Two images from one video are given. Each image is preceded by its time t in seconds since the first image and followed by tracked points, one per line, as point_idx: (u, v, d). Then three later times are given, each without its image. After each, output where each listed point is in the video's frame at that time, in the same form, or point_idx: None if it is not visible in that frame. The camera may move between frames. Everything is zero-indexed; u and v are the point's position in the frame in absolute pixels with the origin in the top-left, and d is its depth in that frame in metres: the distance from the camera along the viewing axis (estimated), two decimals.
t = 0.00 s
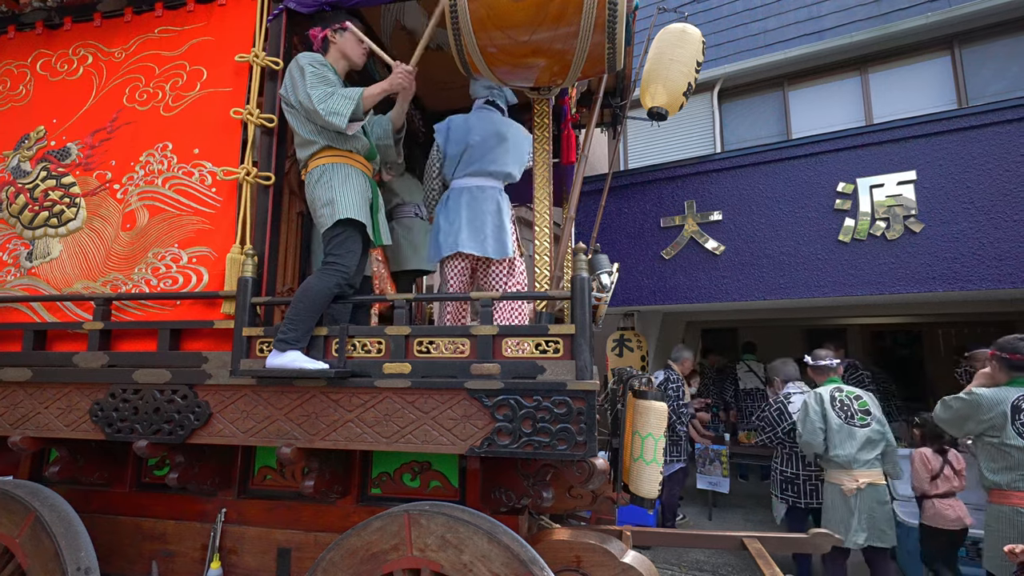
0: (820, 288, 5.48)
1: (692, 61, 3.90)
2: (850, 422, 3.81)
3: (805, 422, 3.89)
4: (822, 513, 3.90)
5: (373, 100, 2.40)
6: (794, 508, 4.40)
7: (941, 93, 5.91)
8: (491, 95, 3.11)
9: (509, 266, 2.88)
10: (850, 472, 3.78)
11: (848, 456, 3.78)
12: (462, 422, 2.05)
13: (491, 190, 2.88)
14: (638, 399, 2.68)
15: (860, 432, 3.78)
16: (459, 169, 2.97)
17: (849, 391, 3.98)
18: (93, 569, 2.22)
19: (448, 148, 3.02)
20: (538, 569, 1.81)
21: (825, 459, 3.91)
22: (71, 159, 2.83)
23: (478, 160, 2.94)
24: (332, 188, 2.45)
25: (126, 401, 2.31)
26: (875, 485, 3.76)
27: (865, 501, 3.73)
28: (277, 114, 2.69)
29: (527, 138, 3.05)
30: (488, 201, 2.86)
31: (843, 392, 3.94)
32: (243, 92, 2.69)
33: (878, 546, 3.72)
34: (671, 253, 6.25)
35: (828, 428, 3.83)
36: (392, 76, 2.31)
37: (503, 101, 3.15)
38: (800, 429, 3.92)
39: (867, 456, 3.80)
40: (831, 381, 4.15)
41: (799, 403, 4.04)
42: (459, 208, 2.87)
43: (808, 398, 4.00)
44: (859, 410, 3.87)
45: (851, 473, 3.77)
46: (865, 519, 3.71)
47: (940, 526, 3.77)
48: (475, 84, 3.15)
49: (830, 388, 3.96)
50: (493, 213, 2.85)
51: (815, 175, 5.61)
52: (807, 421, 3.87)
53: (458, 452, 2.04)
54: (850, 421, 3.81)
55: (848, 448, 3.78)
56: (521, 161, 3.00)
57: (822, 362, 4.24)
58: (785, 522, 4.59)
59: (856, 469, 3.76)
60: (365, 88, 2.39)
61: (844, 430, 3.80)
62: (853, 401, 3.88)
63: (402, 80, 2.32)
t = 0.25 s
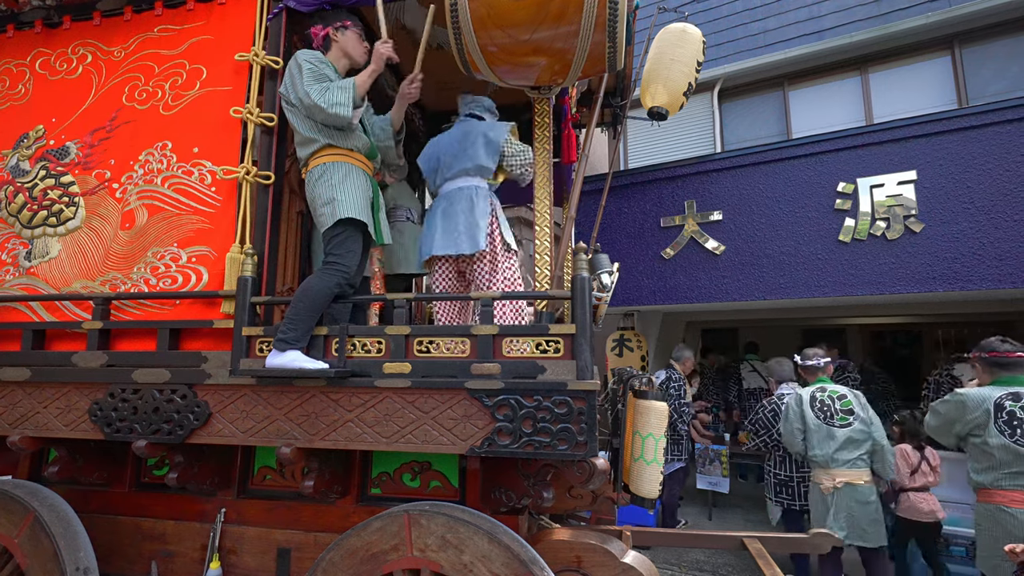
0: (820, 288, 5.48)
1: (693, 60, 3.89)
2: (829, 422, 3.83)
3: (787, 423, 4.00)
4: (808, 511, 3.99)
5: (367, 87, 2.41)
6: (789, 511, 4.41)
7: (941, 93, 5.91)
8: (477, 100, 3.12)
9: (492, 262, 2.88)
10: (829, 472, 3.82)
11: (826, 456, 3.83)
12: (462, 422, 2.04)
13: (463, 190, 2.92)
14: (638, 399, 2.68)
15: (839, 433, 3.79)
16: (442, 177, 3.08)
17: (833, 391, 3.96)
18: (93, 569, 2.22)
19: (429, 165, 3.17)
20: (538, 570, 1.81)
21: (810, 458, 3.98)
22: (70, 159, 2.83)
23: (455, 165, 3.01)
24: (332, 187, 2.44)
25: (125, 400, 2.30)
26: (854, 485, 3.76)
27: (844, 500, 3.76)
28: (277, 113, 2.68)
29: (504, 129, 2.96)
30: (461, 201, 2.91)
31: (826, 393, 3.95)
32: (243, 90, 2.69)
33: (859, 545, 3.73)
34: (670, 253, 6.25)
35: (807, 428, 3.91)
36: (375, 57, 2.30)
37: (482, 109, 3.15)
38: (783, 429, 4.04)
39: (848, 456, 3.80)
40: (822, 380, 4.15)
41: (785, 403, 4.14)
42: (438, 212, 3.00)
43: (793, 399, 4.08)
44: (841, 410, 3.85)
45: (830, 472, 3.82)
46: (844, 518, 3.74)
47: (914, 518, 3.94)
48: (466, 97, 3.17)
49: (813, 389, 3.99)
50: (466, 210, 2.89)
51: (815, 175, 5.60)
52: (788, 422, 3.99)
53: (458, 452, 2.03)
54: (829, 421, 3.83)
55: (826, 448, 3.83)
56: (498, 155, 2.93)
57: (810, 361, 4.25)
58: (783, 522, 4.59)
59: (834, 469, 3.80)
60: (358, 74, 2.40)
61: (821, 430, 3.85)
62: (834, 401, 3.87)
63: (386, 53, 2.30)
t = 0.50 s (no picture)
0: (820, 288, 5.48)
1: (693, 60, 3.89)
2: (815, 422, 3.86)
3: (778, 423, 4.09)
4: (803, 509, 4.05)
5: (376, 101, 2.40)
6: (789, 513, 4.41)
7: (941, 93, 5.91)
8: (469, 111, 3.11)
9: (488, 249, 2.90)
10: (817, 471, 3.87)
11: (813, 455, 3.88)
12: (462, 422, 2.04)
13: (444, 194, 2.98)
14: (639, 399, 2.67)
15: (824, 432, 3.82)
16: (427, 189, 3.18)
17: (822, 390, 3.94)
18: (92, 570, 2.21)
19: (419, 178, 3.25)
20: (539, 570, 1.80)
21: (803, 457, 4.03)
22: (70, 158, 2.82)
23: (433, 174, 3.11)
24: (333, 187, 2.44)
25: (125, 400, 2.30)
26: (840, 484, 3.77)
27: (831, 499, 3.79)
28: (277, 113, 2.68)
29: (468, 124, 3.08)
30: (443, 204, 2.98)
31: (813, 392, 3.94)
32: (243, 90, 2.68)
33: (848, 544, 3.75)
34: (671, 253, 6.25)
35: (794, 427, 3.97)
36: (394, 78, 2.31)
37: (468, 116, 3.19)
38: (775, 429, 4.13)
39: (834, 455, 3.81)
40: (813, 380, 4.14)
41: (778, 403, 4.20)
42: (426, 221, 3.06)
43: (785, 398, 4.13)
44: (828, 409, 3.83)
45: (817, 471, 3.86)
46: (832, 517, 3.77)
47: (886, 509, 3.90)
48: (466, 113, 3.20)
49: (802, 389, 4.01)
50: (449, 213, 2.94)
51: (815, 174, 5.60)
52: (777, 422, 4.08)
53: (458, 452, 2.03)
54: (814, 421, 3.85)
55: (812, 447, 3.87)
56: (466, 149, 3.04)
57: (802, 360, 4.24)
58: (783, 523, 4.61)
59: (820, 468, 3.84)
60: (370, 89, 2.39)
61: (807, 429, 3.90)
62: (820, 400, 3.86)
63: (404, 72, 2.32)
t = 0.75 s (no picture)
0: (820, 288, 5.47)
1: (693, 60, 3.89)
2: (811, 421, 3.86)
3: (775, 422, 4.12)
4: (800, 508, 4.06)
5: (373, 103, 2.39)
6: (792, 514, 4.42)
7: (941, 93, 5.91)
8: (473, 106, 3.10)
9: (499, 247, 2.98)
10: (812, 470, 3.88)
11: (808, 454, 3.90)
12: (462, 422, 2.04)
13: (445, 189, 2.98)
14: (639, 399, 2.67)
15: (819, 432, 3.82)
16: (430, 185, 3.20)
17: (819, 389, 3.94)
18: (92, 570, 2.21)
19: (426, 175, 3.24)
20: (539, 570, 1.80)
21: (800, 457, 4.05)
22: (69, 158, 2.82)
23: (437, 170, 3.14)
24: (332, 187, 2.43)
25: (124, 401, 2.30)
26: (834, 484, 3.77)
27: (826, 498, 3.79)
28: (277, 113, 2.68)
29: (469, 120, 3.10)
30: (444, 199, 2.98)
31: (810, 392, 3.95)
32: (242, 90, 2.68)
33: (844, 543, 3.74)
34: (670, 253, 6.25)
35: (790, 426, 3.99)
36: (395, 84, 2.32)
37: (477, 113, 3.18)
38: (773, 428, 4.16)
39: (829, 455, 3.82)
40: (812, 380, 4.14)
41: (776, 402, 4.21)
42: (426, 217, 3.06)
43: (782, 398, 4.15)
44: (824, 409, 3.83)
45: (813, 471, 3.87)
46: (827, 516, 3.77)
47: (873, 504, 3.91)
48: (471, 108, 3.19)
49: (800, 388, 4.02)
50: (450, 208, 2.94)
51: (815, 174, 5.60)
52: (774, 421, 4.10)
53: (458, 452, 2.03)
54: (809, 420, 3.86)
55: (807, 446, 3.89)
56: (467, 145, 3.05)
57: (801, 360, 4.25)
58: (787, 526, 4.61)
59: (815, 467, 3.86)
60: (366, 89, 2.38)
61: (803, 429, 3.91)
62: (816, 400, 3.86)
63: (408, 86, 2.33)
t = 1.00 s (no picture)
0: (820, 288, 5.47)
1: (693, 60, 3.89)
2: (813, 421, 3.86)
3: (778, 421, 4.13)
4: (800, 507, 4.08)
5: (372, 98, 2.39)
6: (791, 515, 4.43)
7: (941, 93, 5.91)
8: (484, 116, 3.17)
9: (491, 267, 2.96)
10: (813, 470, 3.89)
11: (809, 454, 3.90)
12: (462, 422, 2.04)
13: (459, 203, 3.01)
14: (639, 400, 2.67)
15: (821, 432, 3.82)
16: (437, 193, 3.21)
17: (825, 391, 3.93)
18: (91, 570, 2.21)
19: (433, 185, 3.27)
20: (538, 570, 1.80)
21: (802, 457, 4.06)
22: (69, 158, 2.82)
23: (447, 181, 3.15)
24: (331, 186, 2.43)
25: (124, 400, 2.30)
26: (834, 484, 3.78)
27: (825, 498, 3.80)
28: (276, 113, 2.68)
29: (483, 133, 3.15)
30: (455, 212, 3.00)
31: (816, 392, 3.94)
32: (242, 90, 2.68)
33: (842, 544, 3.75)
34: (670, 253, 6.25)
35: (793, 426, 4.00)
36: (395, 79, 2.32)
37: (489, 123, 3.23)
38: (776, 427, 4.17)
39: (830, 456, 3.82)
40: (819, 380, 4.14)
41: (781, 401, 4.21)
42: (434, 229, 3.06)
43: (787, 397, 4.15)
44: (828, 410, 3.83)
45: (813, 470, 3.88)
46: (825, 516, 3.78)
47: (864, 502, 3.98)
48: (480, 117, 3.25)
49: (805, 388, 4.01)
50: (460, 222, 2.95)
51: (814, 174, 5.60)
52: (778, 420, 4.11)
53: (458, 452, 2.03)
54: (812, 420, 3.86)
55: (808, 446, 3.89)
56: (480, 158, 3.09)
57: (810, 360, 4.26)
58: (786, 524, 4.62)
59: (816, 467, 3.86)
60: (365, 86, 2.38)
61: (805, 428, 3.91)
62: (821, 401, 3.86)
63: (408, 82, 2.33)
